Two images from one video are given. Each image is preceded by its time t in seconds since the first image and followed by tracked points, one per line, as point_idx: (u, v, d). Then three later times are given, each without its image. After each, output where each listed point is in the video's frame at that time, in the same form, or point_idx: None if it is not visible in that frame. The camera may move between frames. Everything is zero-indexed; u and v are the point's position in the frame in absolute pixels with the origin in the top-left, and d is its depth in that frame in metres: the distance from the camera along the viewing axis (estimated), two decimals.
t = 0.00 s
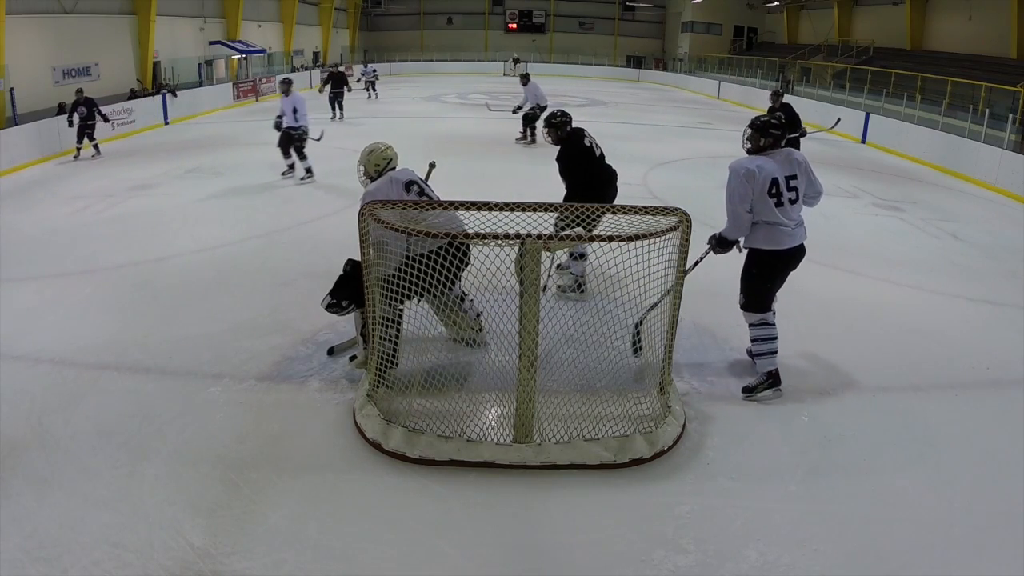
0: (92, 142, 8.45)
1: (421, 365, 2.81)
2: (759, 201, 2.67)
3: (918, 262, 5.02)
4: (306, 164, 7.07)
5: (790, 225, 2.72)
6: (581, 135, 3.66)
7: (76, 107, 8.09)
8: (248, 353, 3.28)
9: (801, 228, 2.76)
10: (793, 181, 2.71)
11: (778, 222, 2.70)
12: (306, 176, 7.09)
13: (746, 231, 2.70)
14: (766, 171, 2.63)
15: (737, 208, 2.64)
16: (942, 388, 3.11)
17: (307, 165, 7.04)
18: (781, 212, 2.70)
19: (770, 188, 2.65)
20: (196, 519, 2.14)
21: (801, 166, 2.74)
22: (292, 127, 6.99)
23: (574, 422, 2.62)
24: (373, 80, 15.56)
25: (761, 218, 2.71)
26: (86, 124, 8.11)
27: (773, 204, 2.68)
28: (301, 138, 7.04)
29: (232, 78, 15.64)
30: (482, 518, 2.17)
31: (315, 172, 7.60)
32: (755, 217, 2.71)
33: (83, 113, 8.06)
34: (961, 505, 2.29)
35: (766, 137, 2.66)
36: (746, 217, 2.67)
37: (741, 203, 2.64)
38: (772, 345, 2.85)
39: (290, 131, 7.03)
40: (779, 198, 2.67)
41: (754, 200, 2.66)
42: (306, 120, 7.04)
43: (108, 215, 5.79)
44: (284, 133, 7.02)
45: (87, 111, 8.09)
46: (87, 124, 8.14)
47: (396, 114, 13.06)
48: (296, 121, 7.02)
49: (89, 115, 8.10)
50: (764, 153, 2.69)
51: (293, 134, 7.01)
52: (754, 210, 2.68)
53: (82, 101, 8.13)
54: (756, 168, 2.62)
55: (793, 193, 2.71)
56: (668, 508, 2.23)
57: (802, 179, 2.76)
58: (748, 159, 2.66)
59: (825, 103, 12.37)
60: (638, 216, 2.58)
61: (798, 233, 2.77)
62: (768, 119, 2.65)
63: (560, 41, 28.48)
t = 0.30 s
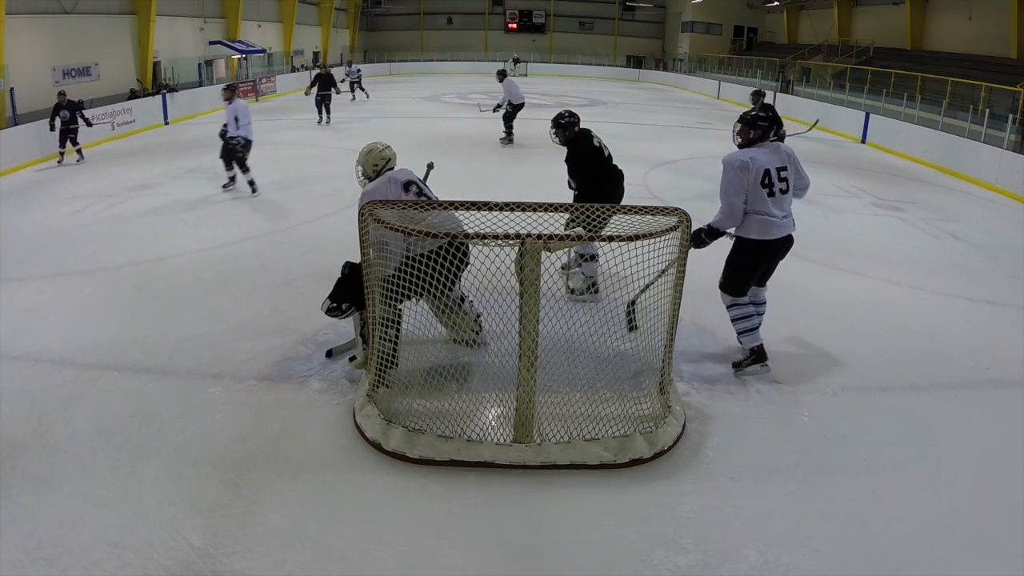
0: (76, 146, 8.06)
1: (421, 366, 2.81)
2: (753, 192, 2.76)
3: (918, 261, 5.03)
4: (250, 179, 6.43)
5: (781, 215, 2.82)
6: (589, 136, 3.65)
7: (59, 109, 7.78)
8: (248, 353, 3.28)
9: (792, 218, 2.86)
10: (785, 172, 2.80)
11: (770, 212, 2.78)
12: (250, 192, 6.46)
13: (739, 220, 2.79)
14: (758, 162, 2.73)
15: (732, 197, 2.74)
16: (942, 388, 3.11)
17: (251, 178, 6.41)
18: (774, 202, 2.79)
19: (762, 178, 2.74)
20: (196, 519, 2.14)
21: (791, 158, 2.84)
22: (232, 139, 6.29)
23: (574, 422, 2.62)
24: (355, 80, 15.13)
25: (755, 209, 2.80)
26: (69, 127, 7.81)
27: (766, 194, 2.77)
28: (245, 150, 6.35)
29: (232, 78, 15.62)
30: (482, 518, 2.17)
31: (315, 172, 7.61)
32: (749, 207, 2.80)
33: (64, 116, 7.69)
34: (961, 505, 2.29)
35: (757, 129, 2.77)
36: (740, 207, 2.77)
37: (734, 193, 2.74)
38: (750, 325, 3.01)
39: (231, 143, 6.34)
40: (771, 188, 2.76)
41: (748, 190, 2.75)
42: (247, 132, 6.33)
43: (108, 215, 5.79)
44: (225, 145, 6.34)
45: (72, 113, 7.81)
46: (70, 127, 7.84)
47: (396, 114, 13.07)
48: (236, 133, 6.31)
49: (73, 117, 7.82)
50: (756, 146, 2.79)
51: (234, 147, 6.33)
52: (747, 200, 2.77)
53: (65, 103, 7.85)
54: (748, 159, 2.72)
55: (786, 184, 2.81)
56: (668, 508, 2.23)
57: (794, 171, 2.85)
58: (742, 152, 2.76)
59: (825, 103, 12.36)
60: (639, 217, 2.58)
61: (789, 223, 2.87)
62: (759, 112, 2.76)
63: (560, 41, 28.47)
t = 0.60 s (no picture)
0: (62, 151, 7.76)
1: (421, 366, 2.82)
2: (735, 188, 2.92)
3: (918, 262, 5.02)
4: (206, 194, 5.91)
5: (760, 208, 2.99)
6: (599, 137, 3.64)
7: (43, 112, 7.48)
8: (248, 353, 3.28)
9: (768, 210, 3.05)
10: (763, 167, 2.97)
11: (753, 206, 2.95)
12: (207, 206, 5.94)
13: (722, 216, 2.95)
14: (739, 160, 2.89)
15: (717, 195, 2.89)
16: (942, 388, 3.11)
17: (208, 194, 5.89)
18: (755, 196, 2.96)
19: (743, 175, 2.90)
20: (196, 519, 2.14)
21: (766, 153, 3.02)
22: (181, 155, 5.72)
23: (574, 422, 2.62)
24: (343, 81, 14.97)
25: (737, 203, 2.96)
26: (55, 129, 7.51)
27: (747, 189, 2.93)
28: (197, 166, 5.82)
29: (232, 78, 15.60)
30: (482, 517, 2.17)
31: (316, 172, 7.60)
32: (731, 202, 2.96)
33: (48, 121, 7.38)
34: (961, 505, 2.29)
35: (732, 127, 2.94)
36: (724, 203, 2.92)
37: (718, 191, 2.89)
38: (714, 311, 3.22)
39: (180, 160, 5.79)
40: (753, 183, 2.93)
41: (731, 186, 2.90)
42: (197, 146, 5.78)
43: (108, 215, 5.79)
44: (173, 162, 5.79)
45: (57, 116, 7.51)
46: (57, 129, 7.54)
47: (396, 114, 13.07)
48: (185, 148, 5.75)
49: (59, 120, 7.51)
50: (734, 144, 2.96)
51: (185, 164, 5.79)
52: (730, 196, 2.93)
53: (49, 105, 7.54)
54: (731, 156, 2.87)
55: (764, 178, 2.98)
56: (668, 508, 2.23)
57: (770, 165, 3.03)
58: (722, 150, 2.91)
59: (825, 103, 12.36)
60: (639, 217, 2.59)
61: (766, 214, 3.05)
62: (737, 112, 2.92)
63: (560, 41, 28.47)
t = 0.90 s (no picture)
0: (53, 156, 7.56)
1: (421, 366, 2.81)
2: (691, 187, 3.01)
3: (918, 262, 5.03)
4: (163, 213, 5.24)
5: (723, 201, 3.06)
6: (599, 134, 3.63)
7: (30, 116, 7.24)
8: (248, 353, 3.28)
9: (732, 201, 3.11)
10: (719, 162, 3.03)
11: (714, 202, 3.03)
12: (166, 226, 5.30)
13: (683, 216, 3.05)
14: (691, 161, 2.96)
15: (672, 198, 3.00)
16: (942, 388, 3.11)
17: (165, 212, 5.22)
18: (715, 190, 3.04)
19: (698, 174, 2.98)
20: (196, 519, 2.14)
21: (723, 145, 3.05)
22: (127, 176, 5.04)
23: (574, 422, 2.62)
24: (327, 84, 14.92)
25: (697, 201, 3.04)
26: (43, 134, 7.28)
27: (704, 186, 3.02)
28: (146, 185, 5.11)
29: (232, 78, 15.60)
30: (482, 517, 2.17)
31: (316, 172, 7.61)
32: (691, 200, 3.04)
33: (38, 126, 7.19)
34: (962, 505, 2.29)
35: (685, 126, 2.98)
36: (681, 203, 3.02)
37: (673, 194, 2.99)
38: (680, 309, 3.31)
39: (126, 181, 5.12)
40: (709, 180, 3.01)
41: (687, 187, 3.00)
42: (139, 163, 5.03)
43: (108, 215, 5.79)
44: (120, 186, 5.13)
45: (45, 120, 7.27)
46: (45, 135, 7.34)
47: (396, 114, 13.08)
48: (126, 168, 5.04)
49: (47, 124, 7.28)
50: (689, 143, 3.02)
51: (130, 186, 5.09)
52: (687, 195, 3.02)
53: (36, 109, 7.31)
54: (683, 159, 2.95)
55: (721, 172, 3.04)
56: (668, 508, 2.23)
57: (728, 157, 3.07)
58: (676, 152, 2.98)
59: (825, 103, 12.36)
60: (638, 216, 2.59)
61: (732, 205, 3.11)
62: (687, 113, 2.97)
63: (561, 41, 28.47)
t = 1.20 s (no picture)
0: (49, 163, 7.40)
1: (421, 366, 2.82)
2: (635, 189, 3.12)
3: (918, 262, 5.03)
4: (114, 237, 4.63)
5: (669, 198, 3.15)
6: (585, 128, 3.69)
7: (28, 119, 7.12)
8: (248, 352, 3.28)
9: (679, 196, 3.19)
10: (660, 160, 3.11)
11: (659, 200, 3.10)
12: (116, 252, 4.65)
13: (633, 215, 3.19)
14: (631, 163, 3.08)
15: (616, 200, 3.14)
16: (941, 388, 3.11)
17: (117, 236, 4.62)
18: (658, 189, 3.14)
19: (638, 175, 3.09)
20: (196, 519, 2.14)
21: (666, 144, 3.12)
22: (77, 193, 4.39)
23: (574, 423, 2.62)
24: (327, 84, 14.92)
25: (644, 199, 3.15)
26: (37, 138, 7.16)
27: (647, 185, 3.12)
28: (97, 205, 4.48)
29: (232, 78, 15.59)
30: (482, 518, 2.17)
31: (316, 172, 7.60)
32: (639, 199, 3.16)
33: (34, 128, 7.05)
34: (962, 505, 2.29)
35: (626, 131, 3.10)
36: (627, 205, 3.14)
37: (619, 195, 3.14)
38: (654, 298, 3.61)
39: (71, 200, 4.47)
40: (650, 179, 3.11)
41: (630, 189, 3.11)
42: (92, 179, 4.42)
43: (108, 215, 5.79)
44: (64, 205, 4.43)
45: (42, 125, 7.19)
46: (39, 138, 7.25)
47: (396, 114, 13.09)
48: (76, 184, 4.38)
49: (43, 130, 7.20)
50: (632, 147, 3.14)
51: (77, 205, 4.45)
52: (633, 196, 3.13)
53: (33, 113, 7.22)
54: (622, 163, 3.08)
55: (663, 170, 3.13)
56: (668, 508, 2.23)
57: (673, 156, 3.14)
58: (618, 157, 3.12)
59: (825, 103, 12.36)
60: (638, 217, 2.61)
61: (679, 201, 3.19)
62: (626, 120, 3.11)
63: (561, 41, 28.47)
